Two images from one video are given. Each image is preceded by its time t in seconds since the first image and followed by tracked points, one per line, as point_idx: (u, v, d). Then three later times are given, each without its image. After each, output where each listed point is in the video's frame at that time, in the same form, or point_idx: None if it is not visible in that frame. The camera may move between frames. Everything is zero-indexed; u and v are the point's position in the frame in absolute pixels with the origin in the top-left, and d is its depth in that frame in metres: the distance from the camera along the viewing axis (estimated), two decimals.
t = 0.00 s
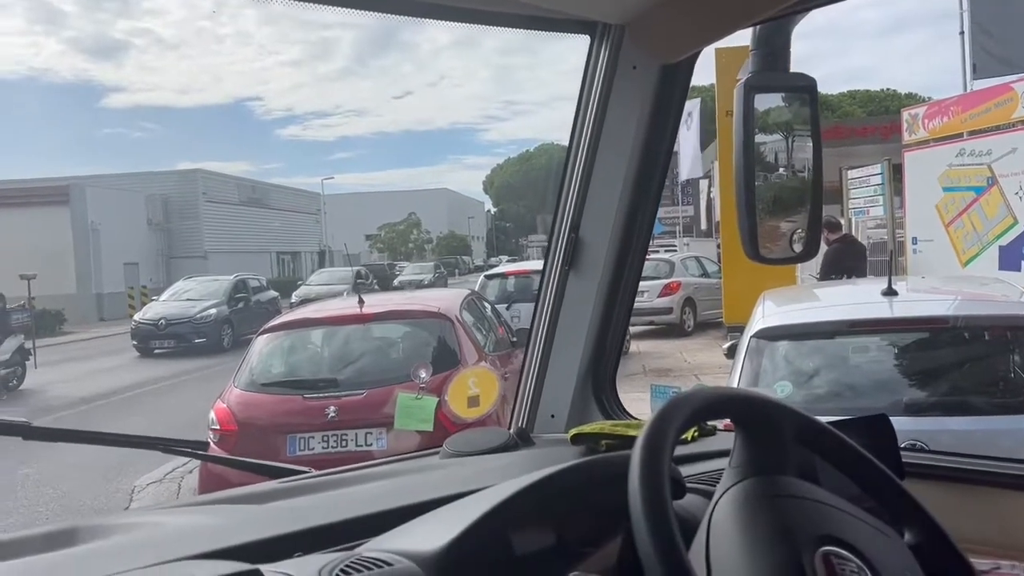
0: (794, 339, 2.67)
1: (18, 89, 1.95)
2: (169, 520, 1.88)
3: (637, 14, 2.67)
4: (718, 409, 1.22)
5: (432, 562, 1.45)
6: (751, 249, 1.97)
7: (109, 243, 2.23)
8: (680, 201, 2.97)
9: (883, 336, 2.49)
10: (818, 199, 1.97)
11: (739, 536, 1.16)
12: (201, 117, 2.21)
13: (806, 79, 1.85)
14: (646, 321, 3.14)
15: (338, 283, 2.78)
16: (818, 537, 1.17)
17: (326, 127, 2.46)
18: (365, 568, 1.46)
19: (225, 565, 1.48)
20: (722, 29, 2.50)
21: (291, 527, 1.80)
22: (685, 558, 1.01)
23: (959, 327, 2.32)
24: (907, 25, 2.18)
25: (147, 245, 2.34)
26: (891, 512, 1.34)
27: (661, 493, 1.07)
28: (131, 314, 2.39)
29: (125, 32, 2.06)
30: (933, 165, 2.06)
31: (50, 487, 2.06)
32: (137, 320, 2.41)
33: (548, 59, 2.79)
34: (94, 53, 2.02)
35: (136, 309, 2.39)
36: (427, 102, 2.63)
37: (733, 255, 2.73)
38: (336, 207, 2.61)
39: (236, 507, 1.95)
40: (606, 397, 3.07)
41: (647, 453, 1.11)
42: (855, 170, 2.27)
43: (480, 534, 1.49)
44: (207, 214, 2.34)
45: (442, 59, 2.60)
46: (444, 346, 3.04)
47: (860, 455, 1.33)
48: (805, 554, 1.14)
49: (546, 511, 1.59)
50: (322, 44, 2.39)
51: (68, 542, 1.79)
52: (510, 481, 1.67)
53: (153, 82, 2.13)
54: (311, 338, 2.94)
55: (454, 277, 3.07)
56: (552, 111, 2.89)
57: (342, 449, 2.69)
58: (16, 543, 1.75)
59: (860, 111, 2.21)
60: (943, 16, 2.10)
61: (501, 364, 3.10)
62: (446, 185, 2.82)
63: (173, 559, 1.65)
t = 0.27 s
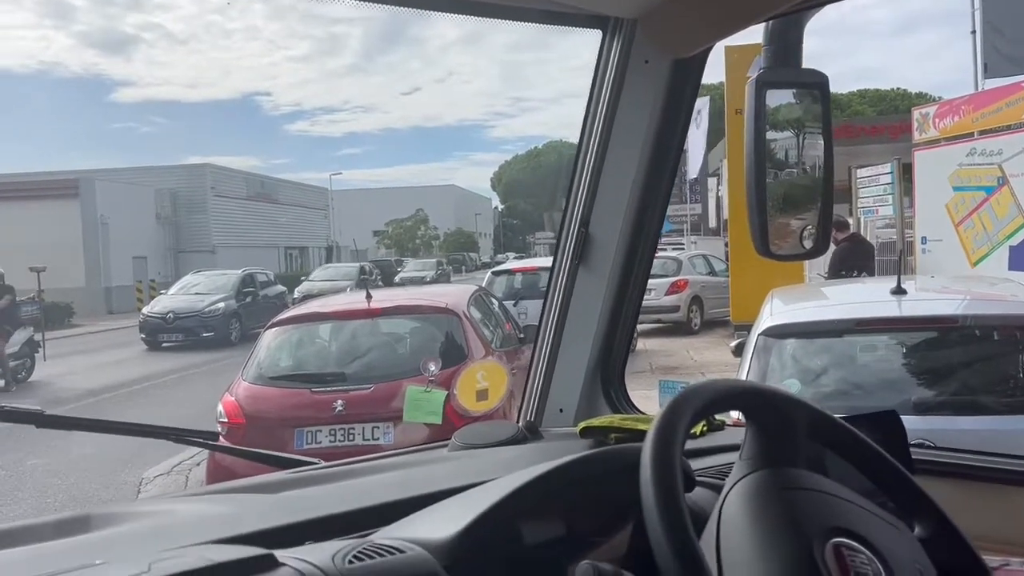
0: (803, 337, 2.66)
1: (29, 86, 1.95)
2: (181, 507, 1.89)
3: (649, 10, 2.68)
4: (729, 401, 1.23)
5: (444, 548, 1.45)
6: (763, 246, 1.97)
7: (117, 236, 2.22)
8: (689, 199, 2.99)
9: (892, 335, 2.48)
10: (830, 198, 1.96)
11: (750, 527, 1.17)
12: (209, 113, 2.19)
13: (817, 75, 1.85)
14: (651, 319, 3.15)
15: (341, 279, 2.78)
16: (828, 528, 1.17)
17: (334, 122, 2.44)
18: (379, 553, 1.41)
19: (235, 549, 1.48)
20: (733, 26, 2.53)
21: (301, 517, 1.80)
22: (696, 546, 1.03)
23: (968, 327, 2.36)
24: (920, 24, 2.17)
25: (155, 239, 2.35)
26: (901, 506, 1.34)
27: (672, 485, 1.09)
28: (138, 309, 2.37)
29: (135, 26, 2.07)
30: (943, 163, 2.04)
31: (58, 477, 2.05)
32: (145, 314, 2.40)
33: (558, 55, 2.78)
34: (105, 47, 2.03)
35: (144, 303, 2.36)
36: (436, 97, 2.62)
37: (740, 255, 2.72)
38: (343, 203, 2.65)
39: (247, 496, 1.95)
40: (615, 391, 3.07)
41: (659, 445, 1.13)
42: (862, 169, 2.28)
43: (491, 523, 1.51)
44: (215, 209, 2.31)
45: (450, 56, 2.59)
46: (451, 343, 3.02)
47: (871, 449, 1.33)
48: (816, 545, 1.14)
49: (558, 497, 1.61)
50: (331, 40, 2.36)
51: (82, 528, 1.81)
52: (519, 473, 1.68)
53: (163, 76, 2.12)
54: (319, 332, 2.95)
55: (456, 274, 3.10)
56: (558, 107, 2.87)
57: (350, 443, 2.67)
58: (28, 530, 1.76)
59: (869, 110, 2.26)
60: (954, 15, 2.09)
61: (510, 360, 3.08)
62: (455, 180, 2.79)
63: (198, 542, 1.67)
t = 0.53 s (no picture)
0: (811, 338, 2.65)
1: (33, 80, 1.91)
2: (191, 503, 1.89)
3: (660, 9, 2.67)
4: (741, 400, 1.23)
5: (455, 545, 1.45)
6: (774, 247, 1.98)
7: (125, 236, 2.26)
8: (696, 200, 3.01)
9: (900, 336, 2.51)
10: (839, 198, 1.95)
11: (763, 527, 1.16)
12: (218, 109, 2.18)
13: (828, 75, 1.86)
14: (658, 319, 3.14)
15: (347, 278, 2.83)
16: (840, 528, 1.17)
17: (340, 120, 2.43)
18: (390, 550, 1.41)
19: (248, 543, 1.48)
20: (745, 25, 2.52)
21: (308, 514, 1.80)
22: (708, 545, 1.02)
23: (979, 328, 2.38)
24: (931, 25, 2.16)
25: (163, 234, 2.40)
26: (913, 507, 1.33)
27: (685, 484, 1.09)
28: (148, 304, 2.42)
29: (144, 23, 2.06)
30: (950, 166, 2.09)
31: (66, 472, 2.05)
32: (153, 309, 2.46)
33: (566, 55, 2.77)
34: (113, 44, 2.01)
35: (152, 299, 2.43)
36: (444, 96, 2.61)
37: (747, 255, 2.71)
38: (352, 202, 2.64)
39: (255, 493, 1.95)
40: (623, 391, 3.07)
41: (671, 444, 1.13)
42: (873, 171, 2.20)
43: (504, 520, 1.51)
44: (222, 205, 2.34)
45: (459, 54, 2.58)
46: (457, 340, 3.07)
47: (884, 450, 1.33)
48: (828, 545, 1.14)
49: (568, 495, 1.61)
50: (341, 38, 2.37)
51: (92, 523, 1.81)
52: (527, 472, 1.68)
53: (170, 73, 2.10)
54: (326, 329, 2.99)
55: (460, 272, 3.11)
56: (567, 106, 2.87)
57: (356, 440, 2.70)
58: (38, 525, 1.77)
59: (878, 111, 2.22)
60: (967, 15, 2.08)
61: (516, 359, 3.12)
62: (461, 178, 2.78)
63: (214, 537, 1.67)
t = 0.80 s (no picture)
0: (817, 341, 2.63)
1: (42, 79, 1.91)
2: (197, 503, 1.90)
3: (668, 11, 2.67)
4: (746, 405, 1.24)
5: (462, 548, 1.45)
6: (780, 251, 1.95)
7: (131, 233, 2.28)
8: (702, 201, 2.99)
9: (907, 340, 2.46)
10: (846, 202, 1.95)
11: (768, 533, 1.16)
12: (226, 108, 2.18)
13: (837, 79, 1.86)
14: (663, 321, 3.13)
15: (347, 277, 2.80)
16: (845, 535, 1.17)
17: (347, 121, 2.43)
18: (396, 553, 1.42)
19: (256, 547, 1.48)
20: (755, 30, 2.52)
21: (314, 515, 1.80)
22: (713, 549, 1.03)
23: (986, 333, 2.34)
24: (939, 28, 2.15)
25: (168, 233, 2.44)
26: (919, 514, 1.33)
27: (691, 489, 1.09)
28: (153, 302, 2.42)
29: (152, 22, 2.05)
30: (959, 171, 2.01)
31: (72, 470, 2.06)
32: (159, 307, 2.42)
33: (571, 56, 2.77)
34: (121, 43, 2.02)
35: (158, 297, 2.43)
36: (450, 97, 2.61)
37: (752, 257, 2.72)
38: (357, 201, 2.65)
39: (261, 493, 1.96)
40: (628, 393, 3.07)
41: (678, 448, 1.13)
42: (879, 173, 2.21)
43: (513, 524, 1.51)
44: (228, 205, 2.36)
45: (465, 55, 2.58)
46: (463, 340, 3.03)
47: (890, 457, 1.32)
48: (833, 551, 1.14)
49: (569, 501, 1.60)
50: (347, 38, 2.36)
51: (100, 522, 1.81)
52: (532, 475, 1.67)
53: (178, 74, 2.10)
54: (332, 329, 2.97)
55: (465, 272, 3.12)
56: (572, 107, 2.87)
57: (361, 440, 2.69)
58: (46, 523, 1.77)
59: (886, 113, 2.20)
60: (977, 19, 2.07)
61: (523, 359, 3.09)
62: (468, 179, 2.79)
63: (216, 540, 1.67)
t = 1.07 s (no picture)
0: (821, 343, 2.64)
1: (50, 79, 1.92)
2: (202, 500, 1.90)
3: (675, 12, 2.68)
4: (751, 403, 1.24)
5: (466, 545, 1.46)
6: (785, 251, 1.95)
7: (138, 228, 2.26)
8: (707, 203, 3.00)
9: (911, 342, 2.48)
10: (853, 203, 1.95)
11: (772, 531, 1.16)
12: (233, 107, 2.18)
13: (843, 79, 1.86)
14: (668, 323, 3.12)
15: (349, 278, 2.80)
16: (849, 533, 1.16)
17: (353, 121, 2.43)
18: (401, 549, 1.42)
19: (261, 541, 1.48)
20: (761, 30, 2.52)
21: (318, 513, 1.80)
22: (716, 546, 1.03)
23: (991, 335, 2.36)
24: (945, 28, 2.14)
25: (174, 231, 2.42)
26: (924, 513, 1.33)
27: (695, 486, 1.09)
28: (159, 301, 2.49)
29: (159, 22, 2.07)
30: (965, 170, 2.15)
31: (77, 468, 2.07)
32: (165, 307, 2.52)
33: (576, 56, 2.77)
34: (128, 43, 2.02)
35: (163, 297, 2.48)
36: (456, 98, 2.60)
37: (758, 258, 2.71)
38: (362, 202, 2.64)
39: (265, 490, 1.96)
40: (633, 394, 3.07)
41: (682, 446, 1.13)
42: (885, 174, 2.19)
43: (516, 520, 1.51)
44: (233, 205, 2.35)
45: (470, 55, 2.58)
46: (468, 340, 3.05)
47: (895, 456, 1.32)
48: (837, 550, 1.14)
49: (573, 498, 1.61)
50: (353, 38, 2.35)
51: (105, 519, 1.82)
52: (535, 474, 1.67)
53: (184, 73, 2.10)
54: (336, 329, 3.02)
55: (469, 273, 3.09)
56: (576, 108, 2.86)
57: (365, 440, 2.68)
58: (51, 519, 1.78)
59: (892, 115, 2.18)
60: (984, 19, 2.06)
61: (526, 360, 3.09)
62: (471, 180, 2.77)
63: (220, 535, 1.68)
